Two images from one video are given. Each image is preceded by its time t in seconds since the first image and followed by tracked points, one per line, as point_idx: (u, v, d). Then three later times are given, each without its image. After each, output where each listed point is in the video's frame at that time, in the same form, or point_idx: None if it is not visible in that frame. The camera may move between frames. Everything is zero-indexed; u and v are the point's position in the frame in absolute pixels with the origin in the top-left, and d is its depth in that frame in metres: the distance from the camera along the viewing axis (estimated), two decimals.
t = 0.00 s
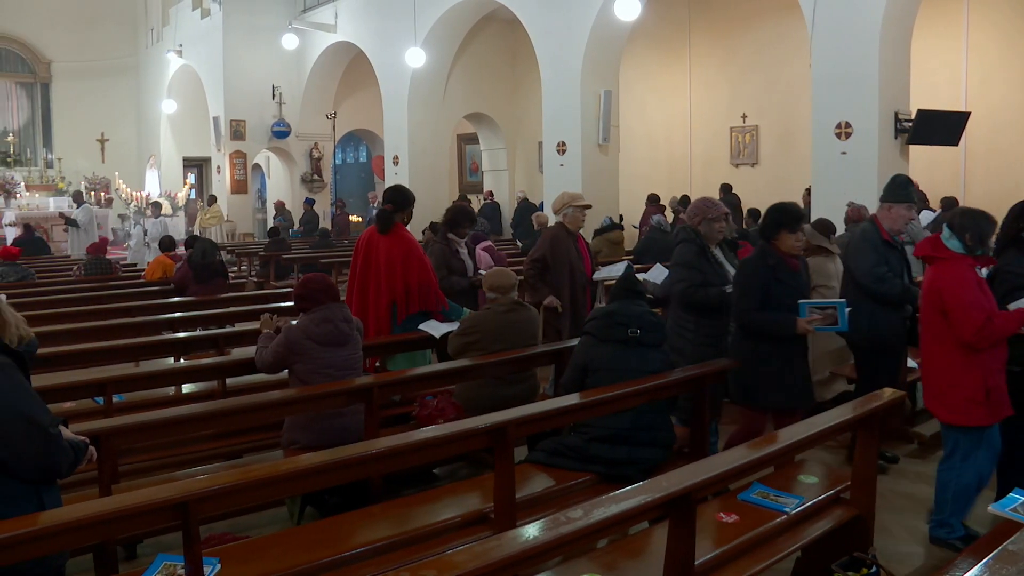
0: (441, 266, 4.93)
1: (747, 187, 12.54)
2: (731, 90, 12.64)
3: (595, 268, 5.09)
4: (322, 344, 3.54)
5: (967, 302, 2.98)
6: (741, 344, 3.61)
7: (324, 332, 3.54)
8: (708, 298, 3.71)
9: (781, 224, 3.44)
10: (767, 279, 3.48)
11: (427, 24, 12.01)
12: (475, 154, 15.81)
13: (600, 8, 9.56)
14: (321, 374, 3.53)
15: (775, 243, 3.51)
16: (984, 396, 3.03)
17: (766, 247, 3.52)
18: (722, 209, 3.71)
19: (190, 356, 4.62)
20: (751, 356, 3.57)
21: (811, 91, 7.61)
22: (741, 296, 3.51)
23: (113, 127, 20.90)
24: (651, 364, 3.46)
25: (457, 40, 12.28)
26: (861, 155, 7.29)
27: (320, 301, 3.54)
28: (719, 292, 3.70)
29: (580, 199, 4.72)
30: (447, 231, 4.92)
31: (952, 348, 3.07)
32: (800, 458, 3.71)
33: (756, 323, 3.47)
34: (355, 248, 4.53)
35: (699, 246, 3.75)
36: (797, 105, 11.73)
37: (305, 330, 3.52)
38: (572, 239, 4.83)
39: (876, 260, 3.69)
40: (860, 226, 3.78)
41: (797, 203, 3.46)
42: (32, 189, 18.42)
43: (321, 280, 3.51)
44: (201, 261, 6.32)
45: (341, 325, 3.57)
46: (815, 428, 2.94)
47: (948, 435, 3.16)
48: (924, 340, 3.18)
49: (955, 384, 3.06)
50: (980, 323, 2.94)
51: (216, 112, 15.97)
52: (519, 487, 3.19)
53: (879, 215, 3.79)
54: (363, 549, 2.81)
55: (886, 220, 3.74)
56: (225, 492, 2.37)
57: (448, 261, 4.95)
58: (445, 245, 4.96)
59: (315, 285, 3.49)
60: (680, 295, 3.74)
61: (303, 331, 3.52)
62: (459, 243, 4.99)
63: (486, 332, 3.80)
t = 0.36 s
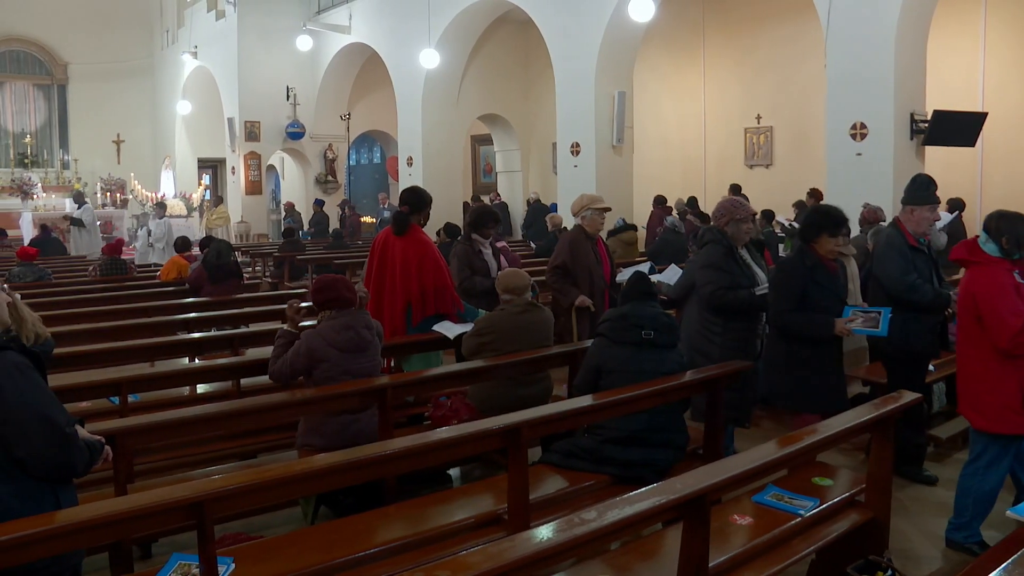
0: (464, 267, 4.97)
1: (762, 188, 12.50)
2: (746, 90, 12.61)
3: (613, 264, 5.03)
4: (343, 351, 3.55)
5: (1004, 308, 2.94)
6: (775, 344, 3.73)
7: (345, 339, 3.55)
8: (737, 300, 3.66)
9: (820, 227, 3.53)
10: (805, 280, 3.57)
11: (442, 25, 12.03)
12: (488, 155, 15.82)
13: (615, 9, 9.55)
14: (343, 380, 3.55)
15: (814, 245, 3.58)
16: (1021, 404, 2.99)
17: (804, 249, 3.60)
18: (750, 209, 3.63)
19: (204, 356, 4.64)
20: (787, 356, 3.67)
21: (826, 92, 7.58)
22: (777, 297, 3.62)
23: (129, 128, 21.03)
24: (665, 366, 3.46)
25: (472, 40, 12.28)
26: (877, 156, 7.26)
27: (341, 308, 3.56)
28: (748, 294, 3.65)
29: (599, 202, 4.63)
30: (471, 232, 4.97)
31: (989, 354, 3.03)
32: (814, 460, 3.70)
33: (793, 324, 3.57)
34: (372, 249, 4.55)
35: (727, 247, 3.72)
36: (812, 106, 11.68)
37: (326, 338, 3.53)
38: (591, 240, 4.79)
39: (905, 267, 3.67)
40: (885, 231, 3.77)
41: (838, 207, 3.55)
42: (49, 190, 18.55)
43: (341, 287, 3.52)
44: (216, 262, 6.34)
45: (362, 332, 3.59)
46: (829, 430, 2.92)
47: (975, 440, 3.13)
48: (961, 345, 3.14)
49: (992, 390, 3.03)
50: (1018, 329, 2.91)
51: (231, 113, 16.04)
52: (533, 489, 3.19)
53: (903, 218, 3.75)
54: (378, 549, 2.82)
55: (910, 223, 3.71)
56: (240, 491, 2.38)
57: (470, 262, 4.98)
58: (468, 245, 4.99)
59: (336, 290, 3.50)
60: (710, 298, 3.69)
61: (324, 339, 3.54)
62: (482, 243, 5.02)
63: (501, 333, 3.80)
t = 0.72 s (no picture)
0: (490, 268, 5.02)
1: (774, 191, 12.47)
2: (758, 91, 12.58)
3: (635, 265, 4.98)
4: (361, 359, 3.56)
5: None
6: (805, 352, 3.56)
7: (363, 346, 3.56)
8: (763, 306, 3.60)
9: (855, 234, 3.34)
10: (837, 288, 3.39)
11: (454, 27, 12.04)
12: (500, 157, 15.82)
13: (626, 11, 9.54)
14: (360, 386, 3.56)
15: (847, 252, 3.40)
16: None
17: (836, 255, 3.41)
18: (780, 213, 3.55)
19: (216, 357, 4.66)
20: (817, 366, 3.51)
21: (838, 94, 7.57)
22: (808, 306, 3.42)
23: (141, 130, 21.14)
24: (676, 368, 3.45)
25: (483, 42, 12.29)
26: (889, 158, 7.23)
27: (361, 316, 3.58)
28: (775, 298, 3.57)
29: (620, 204, 4.65)
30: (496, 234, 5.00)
31: None
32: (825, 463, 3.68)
33: (826, 334, 3.38)
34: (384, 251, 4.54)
35: (753, 252, 3.65)
36: (824, 107, 11.64)
37: (345, 345, 3.54)
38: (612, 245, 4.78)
39: (928, 271, 3.65)
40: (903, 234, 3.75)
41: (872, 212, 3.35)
42: (63, 192, 18.68)
43: (361, 295, 3.53)
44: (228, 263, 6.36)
45: (380, 339, 3.60)
46: (842, 434, 2.91)
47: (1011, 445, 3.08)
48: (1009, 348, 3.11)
49: None
50: None
51: (243, 115, 16.10)
52: (543, 491, 3.19)
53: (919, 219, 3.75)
54: (389, 551, 2.81)
55: (929, 225, 3.69)
56: (250, 493, 2.38)
57: (496, 262, 5.02)
58: (494, 247, 5.01)
59: (354, 297, 3.51)
60: (734, 303, 3.62)
61: (343, 345, 3.54)
62: (507, 245, 5.05)
63: (512, 332, 3.81)
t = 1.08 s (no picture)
0: (513, 270, 5.01)
1: (785, 194, 12.43)
2: (769, 93, 12.54)
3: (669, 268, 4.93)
4: (369, 359, 3.57)
5: None
6: (839, 361, 3.50)
7: (370, 347, 3.56)
8: (801, 309, 3.69)
9: (888, 237, 3.30)
10: (874, 295, 3.36)
11: (464, 30, 12.06)
12: (510, 159, 15.84)
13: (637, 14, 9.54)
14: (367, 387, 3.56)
15: (882, 257, 3.36)
16: None
17: (871, 261, 3.37)
18: (818, 213, 3.66)
19: (228, 360, 4.68)
20: (853, 375, 3.46)
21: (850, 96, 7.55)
22: (845, 314, 3.39)
23: (153, 132, 21.26)
24: (688, 371, 3.44)
25: (493, 45, 12.31)
26: (901, 160, 7.21)
27: (368, 317, 3.58)
28: (812, 301, 3.66)
29: (655, 205, 4.65)
30: (522, 235, 5.05)
31: None
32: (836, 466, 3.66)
33: (864, 342, 3.35)
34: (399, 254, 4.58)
35: (790, 254, 3.76)
36: (835, 109, 11.60)
37: (352, 345, 3.55)
38: (646, 246, 4.75)
39: (951, 273, 3.65)
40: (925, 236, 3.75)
41: (906, 214, 3.31)
42: (76, 195, 18.80)
43: (369, 295, 3.54)
44: (239, 266, 6.38)
45: (388, 340, 3.60)
46: (854, 437, 2.90)
47: None
48: None
49: None
50: None
51: (254, 118, 16.15)
52: (554, 494, 3.19)
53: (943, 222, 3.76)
54: (398, 553, 2.81)
55: (952, 228, 3.70)
56: (260, 495, 2.39)
57: (521, 264, 5.01)
58: (519, 248, 5.03)
59: (363, 297, 3.52)
60: (770, 306, 3.74)
61: (350, 346, 3.55)
62: (533, 247, 5.08)
63: (523, 336, 3.80)
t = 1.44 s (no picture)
0: (532, 273, 5.00)
1: (795, 197, 12.41)
2: (778, 96, 12.53)
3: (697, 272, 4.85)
4: (372, 356, 3.57)
5: None
6: (868, 367, 3.41)
7: (374, 345, 3.57)
8: (833, 314, 3.73)
9: (923, 241, 3.20)
10: (908, 300, 3.24)
11: (474, 33, 12.07)
12: (520, 162, 15.86)
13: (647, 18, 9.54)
14: (369, 385, 3.56)
15: (916, 261, 3.26)
16: None
17: (905, 265, 3.27)
18: (853, 216, 3.70)
19: (237, 362, 4.70)
20: (882, 382, 3.35)
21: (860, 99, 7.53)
22: (878, 319, 3.26)
23: (163, 135, 21.34)
24: (697, 375, 3.43)
25: (503, 49, 12.34)
26: (912, 163, 7.19)
27: (371, 316, 3.58)
28: (844, 306, 3.69)
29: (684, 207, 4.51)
30: (542, 240, 5.08)
31: None
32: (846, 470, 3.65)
33: (897, 349, 3.23)
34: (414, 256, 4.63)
35: (823, 257, 3.80)
36: (844, 112, 11.58)
37: (355, 343, 3.56)
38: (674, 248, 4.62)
39: (982, 275, 3.63)
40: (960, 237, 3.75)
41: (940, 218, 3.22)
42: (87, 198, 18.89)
43: (370, 293, 3.55)
44: (249, 269, 6.40)
45: (391, 338, 3.61)
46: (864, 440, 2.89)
47: None
48: None
49: None
50: None
51: (264, 121, 16.20)
52: (564, 497, 3.19)
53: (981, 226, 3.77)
54: (408, 556, 2.82)
55: (989, 232, 3.71)
56: (268, 497, 2.39)
57: (540, 267, 5.01)
58: (538, 253, 5.06)
59: (364, 295, 3.52)
60: (802, 310, 3.78)
61: (353, 344, 3.56)
62: (552, 252, 5.10)
63: (533, 339, 3.81)
